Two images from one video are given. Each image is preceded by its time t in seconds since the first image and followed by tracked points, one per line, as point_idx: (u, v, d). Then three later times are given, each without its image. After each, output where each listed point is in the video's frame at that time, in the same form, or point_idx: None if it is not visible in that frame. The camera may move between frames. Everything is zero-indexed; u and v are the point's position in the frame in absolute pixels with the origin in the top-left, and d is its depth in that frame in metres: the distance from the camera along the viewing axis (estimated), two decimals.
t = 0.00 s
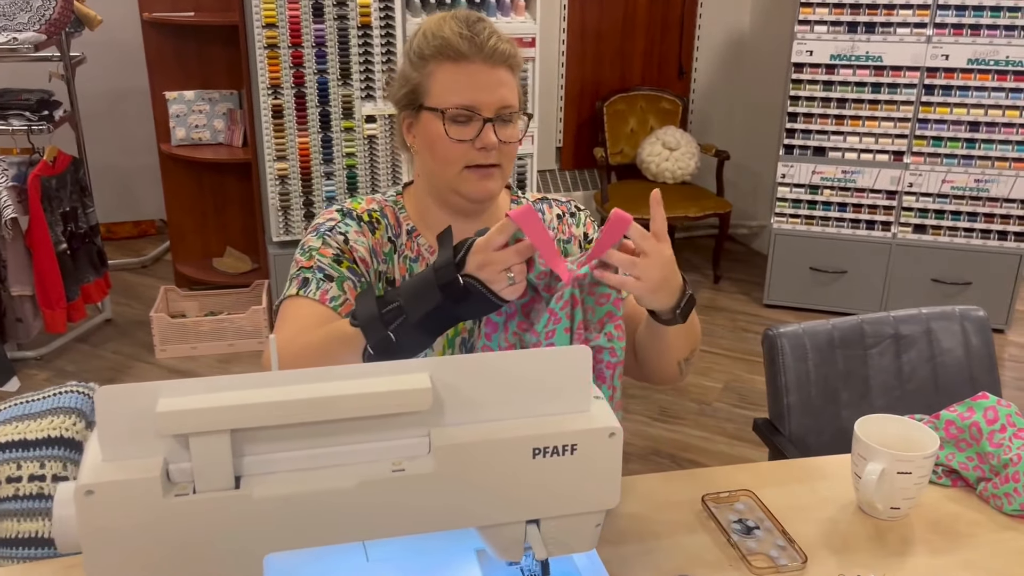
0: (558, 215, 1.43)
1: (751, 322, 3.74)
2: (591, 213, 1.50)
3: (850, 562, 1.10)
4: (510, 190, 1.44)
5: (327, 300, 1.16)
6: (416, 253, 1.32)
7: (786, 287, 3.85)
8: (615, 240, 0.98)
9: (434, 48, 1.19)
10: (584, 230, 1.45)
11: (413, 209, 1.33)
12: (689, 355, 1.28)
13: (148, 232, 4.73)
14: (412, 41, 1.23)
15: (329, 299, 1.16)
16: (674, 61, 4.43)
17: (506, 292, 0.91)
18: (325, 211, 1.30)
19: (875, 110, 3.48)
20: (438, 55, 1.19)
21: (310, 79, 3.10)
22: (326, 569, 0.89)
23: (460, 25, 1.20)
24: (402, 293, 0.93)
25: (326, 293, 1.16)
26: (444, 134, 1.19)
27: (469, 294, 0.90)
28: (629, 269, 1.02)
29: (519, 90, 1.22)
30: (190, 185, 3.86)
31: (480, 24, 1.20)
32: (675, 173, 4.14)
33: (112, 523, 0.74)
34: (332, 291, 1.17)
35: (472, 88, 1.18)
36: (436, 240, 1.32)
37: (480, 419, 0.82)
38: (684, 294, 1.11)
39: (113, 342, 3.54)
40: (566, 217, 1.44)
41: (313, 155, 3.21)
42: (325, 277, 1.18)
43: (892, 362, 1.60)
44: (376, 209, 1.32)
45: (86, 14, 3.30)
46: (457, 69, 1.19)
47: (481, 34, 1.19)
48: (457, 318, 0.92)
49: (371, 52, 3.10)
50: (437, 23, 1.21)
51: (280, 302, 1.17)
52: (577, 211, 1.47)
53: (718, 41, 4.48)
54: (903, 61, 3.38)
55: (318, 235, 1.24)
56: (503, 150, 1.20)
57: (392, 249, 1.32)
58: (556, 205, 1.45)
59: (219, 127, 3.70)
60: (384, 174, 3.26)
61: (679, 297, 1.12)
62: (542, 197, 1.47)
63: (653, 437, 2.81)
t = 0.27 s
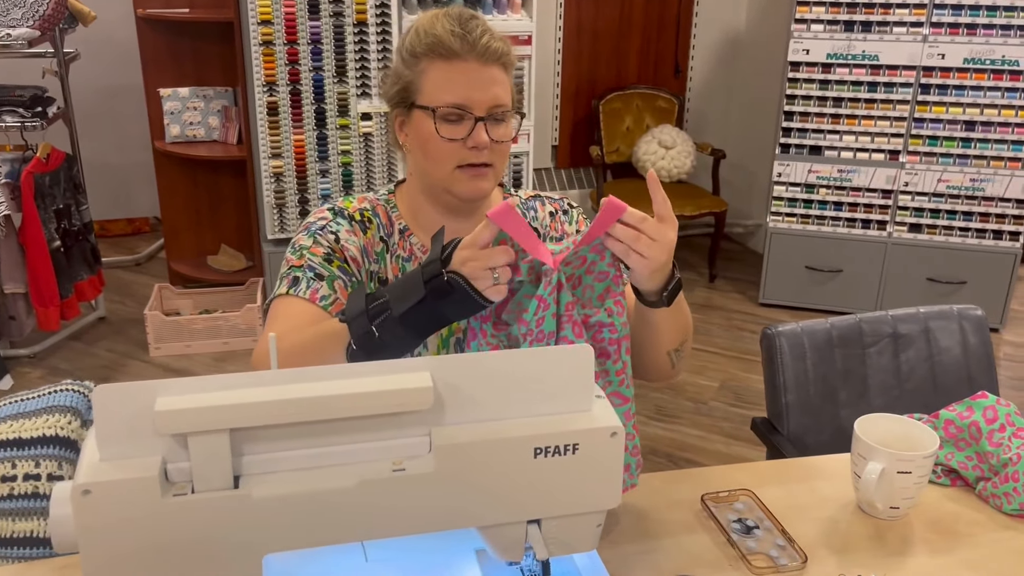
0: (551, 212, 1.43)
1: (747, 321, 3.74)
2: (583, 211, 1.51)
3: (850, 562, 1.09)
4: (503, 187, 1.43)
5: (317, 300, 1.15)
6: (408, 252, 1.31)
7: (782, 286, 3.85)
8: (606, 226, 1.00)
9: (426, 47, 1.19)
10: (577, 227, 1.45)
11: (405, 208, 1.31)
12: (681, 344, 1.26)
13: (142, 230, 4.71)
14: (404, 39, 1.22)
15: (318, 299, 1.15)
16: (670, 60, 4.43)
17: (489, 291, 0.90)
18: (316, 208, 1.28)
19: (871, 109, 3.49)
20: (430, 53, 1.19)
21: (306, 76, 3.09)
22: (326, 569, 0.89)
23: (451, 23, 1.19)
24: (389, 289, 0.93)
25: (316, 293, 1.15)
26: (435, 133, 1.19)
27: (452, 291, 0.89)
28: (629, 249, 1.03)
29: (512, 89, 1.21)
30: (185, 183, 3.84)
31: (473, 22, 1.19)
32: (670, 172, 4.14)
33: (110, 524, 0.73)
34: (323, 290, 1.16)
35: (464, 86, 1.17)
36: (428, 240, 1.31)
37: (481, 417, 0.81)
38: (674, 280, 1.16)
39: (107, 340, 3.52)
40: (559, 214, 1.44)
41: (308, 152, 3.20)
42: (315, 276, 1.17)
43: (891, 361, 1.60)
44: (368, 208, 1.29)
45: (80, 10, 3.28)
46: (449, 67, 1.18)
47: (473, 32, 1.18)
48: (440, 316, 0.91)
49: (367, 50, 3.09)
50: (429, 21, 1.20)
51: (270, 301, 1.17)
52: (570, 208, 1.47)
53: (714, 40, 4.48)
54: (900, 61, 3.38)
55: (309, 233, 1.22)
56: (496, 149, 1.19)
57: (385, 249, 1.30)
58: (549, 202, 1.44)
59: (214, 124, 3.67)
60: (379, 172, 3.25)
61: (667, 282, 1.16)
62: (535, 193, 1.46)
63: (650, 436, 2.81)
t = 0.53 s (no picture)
0: (529, 211, 1.43)
1: (739, 321, 3.74)
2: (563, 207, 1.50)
3: (833, 566, 1.09)
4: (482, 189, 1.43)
5: (298, 305, 1.15)
6: (389, 256, 1.30)
7: (774, 286, 3.86)
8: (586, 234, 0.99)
9: (399, 49, 1.19)
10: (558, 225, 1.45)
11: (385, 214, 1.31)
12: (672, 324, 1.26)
13: (134, 229, 4.70)
14: (379, 43, 1.23)
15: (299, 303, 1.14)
16: (663, 60, 4.42)
17: (464, 282, 0.88)
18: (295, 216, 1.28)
19: (863, 110, 3.49)
20: (403, 55, 1.19)
21: (297, 75, 3.08)
22: None
23: (425, 24, 1.19)
24: (371, 287, 0.93)
25: (297, 298, 1.15)
26: (409, 134, 1.19)
27: (428, 281, 0.88)
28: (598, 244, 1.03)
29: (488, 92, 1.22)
30: (176, 182, 3.83)
31: (446, 24, 1.19)
32: (663, 172, 4.14)
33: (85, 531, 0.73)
34: (304, 295, 1.16)
35: (437, 87, 1.17)
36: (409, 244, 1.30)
37: (460, 424, 0.81)
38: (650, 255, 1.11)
39: (98, 339, 3.51)
40: (537, 212, 1.43)
41: (300, 152, 3.19)
42: (296, 282, 1.16)
43: (878, 363, 1.61)
44: (347, 214, 1.29)
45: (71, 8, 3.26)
46: (422, 69, 1.18)
47: (446, 33, 1.18)
48: (420, 311, 0.90)
49: (358, 49, 3.08)
50: (402, 23, 1.20)
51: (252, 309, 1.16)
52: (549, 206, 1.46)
53: (707, 40, 4.48)
54: (891, 61, 3.38)
55: (288, 240, 1.22)
56: (470, 151, 1.19)
57: (365, 254, 1.29)
58: (527, 201, 1.44)
59: (205, 123, 3.66)
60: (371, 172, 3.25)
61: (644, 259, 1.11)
62: (513, 193, 1.46)
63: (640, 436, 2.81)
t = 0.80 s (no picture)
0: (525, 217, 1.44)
1: (735, 322, 3.75)
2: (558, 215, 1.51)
3: (825, 573, 1.09)
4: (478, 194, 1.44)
5: (308, 309, 1.13)
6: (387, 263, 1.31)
7: (770, 287, 3.86)
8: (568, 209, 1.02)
9: (391, 52, 1.19)
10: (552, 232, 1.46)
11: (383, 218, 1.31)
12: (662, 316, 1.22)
13: (130, 229, 4.69)
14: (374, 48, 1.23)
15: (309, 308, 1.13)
16: (660, 61, 4.42)
17: (483, 259, 0.90)
18: (295, 219, 1.26)
19: (859, 112, 3.49)
20: (394, 58, 1.19)
21: (293, 77, 3.07)
22: None
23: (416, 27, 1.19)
24: (385, 272, 0.91)
25: (307, 302, 1.14)
26: (397, 135, 1.18)
27: (445, 261, 0.89)
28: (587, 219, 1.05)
29: (481, 94, 1.21)
30: (173, 183, 3.82)
31: (438, 25, 1.19)
32: (660, 173, 4.14)
33: (73, 543, 0.73)
34: (313, 300, 1.14)
35: (425, 88, 1.17)
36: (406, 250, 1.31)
37: (449, 435, 0.81)
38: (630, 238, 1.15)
39: (94, 341, 3.51)
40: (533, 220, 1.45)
41: (296, 154, 3.19)
42: (303, 286, 1.15)
43: (872, 368, 1.61)
44: (347, 219, 1.28)
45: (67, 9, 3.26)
46: (411, 70, 1.18)
47: (435, 34, 1.17)
48: (436, 293, 0.90)
49: (355, 50, 3.08)
50: (395, 27, 1.21)
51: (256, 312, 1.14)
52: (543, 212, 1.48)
53: (704, 41, 4.48)
54: (888, 63, 3.38)
55: (290, 243, 1.20)
56: (458, 152, 1.18)
57: (364, 261, 1.28)
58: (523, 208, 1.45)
59: (201, 124, 3.66)
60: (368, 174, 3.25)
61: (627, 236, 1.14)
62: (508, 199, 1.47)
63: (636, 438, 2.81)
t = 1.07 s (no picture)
0: (552, 233, 1.44)
1: (735, 323, 3.74)
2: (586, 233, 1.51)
3: None
4: (506, 204, 1.44)
5: (326, 332, 1.13)
6: (409, 277, 1.30)
7: (771, 288, 3.86)
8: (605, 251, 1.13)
9: (411, 59, 1.21)
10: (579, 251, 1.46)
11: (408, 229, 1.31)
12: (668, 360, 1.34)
13: (131, 229, 4.70)
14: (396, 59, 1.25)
15: (328, 330, 1.13)
16: (660, 61, 4.42)
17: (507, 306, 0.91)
18: (318, 226, 1.27)
19: (860, 112, 3.49)
20: (415, 64, 1.20)
21: (294, 77, 3.07)
22: None
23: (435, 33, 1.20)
24: (409, 313, 0.92)
25: (325, 324, 1.13)
26: (414, 138, 1.17)
27: (472, 308, 0.90)
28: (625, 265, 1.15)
29: (501, 97, 1.21)
30: (174, 183, 3.83)
31: (456, 31, 1.20)
32: (661, 173, 4.14)
33: (71, 547, 0.73)
34: (332, 322, 1.14)
35: (444, 90, 1.17)
36: (430, 262, 1.31)
37: (447, 440, 0.81)
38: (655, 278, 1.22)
39: (94, 341, 3.51)
40: (559, 236, 1.45)
41: (297, 154, 3.19)
42: (323, 306, 1.15)
43: (871, 370, 1.61)
44: (370, 228, 1.29)
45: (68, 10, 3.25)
46: (430, 75, 1.19)
47: (454, 39, 1.19)
48: (460, 336, 0.90)
49: (355, 51, 3.08)
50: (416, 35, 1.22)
51: (274, 328, 1.13)
52: (570, 228, 1.48)
53: (705, 41, 4.48)
54: (888, 64, 3.38)
55: (313, 258, 1.20)
56: (478, 153, 1.17)
57: (386, 274, 1.29)
58: (551, 222, 1.46)
59: (202, 125, 3.66)
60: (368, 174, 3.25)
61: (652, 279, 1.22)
62: (536, 211, 1.47)
63: (636, 439, 2.81)
